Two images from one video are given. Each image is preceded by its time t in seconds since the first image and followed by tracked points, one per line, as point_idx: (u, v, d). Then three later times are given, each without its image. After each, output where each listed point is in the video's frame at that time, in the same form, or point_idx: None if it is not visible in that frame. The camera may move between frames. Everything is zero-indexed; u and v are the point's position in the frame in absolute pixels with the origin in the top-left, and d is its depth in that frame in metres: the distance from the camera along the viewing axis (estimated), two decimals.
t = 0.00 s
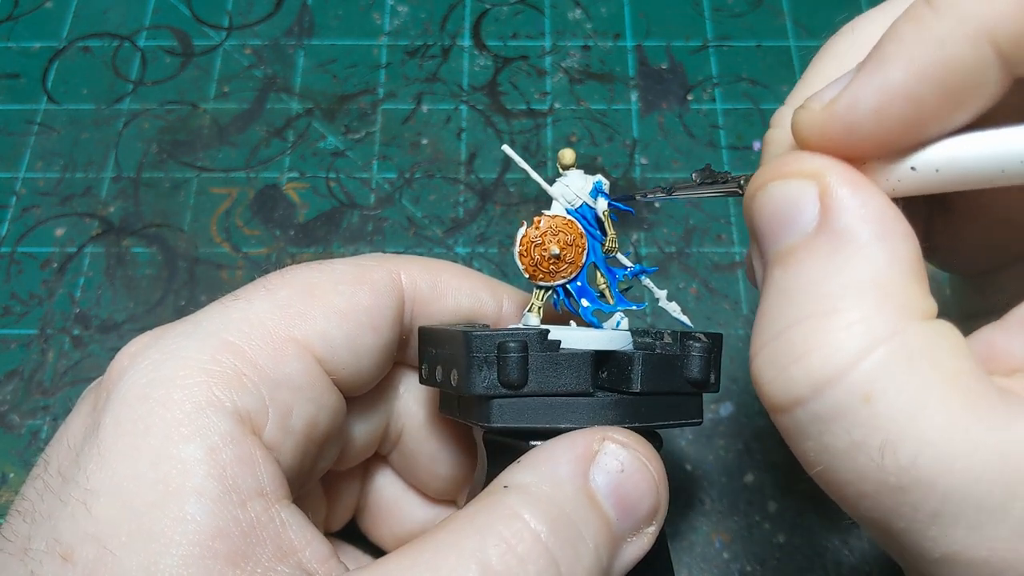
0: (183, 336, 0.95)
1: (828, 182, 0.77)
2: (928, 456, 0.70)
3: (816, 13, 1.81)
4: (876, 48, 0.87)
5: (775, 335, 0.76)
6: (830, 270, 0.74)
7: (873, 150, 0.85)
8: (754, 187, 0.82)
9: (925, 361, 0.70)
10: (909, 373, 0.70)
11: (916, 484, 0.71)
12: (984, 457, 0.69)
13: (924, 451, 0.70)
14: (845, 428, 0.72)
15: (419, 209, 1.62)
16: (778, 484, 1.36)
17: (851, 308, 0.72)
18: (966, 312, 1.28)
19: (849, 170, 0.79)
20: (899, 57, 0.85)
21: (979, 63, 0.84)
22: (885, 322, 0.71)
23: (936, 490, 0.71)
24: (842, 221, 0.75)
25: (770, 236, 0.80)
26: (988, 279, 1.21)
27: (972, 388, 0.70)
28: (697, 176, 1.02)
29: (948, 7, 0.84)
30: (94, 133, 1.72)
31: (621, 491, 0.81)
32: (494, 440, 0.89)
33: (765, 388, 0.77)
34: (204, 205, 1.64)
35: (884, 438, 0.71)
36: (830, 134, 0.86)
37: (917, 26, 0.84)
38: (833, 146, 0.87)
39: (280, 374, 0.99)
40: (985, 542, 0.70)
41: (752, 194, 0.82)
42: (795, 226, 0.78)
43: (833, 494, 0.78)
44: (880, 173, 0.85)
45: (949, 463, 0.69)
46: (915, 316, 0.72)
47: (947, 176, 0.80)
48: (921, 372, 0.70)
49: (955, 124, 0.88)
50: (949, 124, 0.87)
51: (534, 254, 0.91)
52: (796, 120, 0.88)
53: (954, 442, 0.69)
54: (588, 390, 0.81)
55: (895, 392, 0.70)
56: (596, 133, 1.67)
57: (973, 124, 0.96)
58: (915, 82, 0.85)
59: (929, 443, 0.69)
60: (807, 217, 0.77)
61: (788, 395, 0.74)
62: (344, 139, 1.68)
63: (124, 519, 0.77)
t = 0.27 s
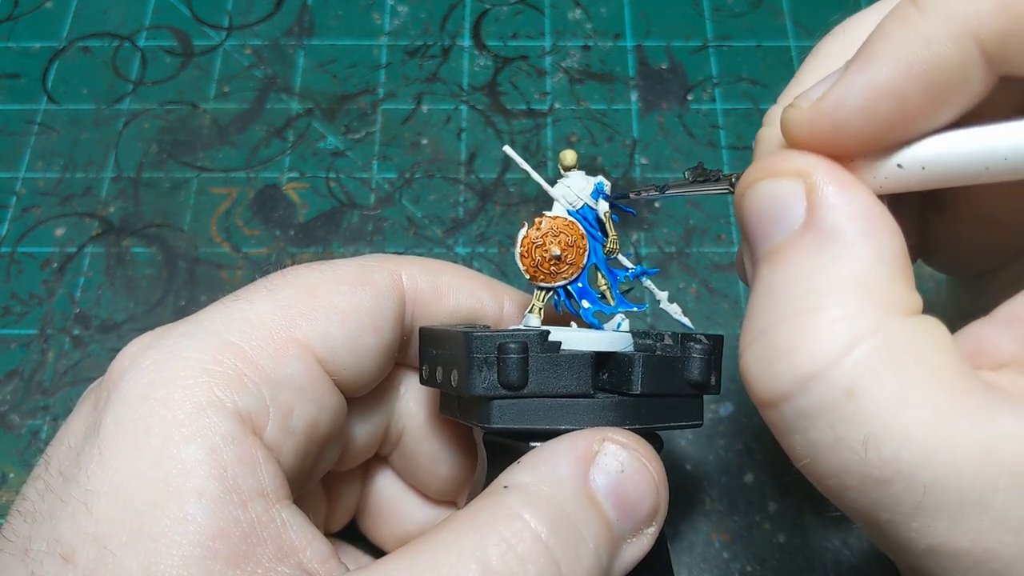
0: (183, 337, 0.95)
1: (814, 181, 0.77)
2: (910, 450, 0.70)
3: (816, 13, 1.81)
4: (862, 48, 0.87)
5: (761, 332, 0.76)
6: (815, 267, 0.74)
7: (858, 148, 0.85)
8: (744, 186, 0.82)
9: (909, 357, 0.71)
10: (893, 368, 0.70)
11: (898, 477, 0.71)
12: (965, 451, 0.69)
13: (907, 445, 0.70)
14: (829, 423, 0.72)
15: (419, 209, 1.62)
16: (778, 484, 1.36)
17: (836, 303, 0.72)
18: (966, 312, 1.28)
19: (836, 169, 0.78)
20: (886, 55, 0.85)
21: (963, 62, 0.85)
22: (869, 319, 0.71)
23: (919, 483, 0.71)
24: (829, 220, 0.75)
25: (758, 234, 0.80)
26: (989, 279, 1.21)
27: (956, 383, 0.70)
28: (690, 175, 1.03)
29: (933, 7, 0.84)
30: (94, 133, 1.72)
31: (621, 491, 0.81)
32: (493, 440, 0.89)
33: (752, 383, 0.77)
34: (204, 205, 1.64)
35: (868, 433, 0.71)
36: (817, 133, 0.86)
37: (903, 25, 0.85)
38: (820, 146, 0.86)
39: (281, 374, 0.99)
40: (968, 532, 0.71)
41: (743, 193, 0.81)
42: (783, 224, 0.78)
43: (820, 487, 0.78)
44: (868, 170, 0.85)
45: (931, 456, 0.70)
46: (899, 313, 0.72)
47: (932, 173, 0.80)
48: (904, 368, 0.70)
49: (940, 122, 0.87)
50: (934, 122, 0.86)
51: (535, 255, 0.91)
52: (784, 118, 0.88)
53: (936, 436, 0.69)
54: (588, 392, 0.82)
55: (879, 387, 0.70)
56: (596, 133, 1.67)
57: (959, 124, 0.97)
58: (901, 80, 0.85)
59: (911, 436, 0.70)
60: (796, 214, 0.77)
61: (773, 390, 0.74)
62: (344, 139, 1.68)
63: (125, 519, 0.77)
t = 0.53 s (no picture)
0: (182, 337, 0.95)
1: (814, 185, 0.77)
2: (911, 455, 0.70)
3: (816, 13, 1.81)
4: (860, 52, 0.88)
5: (760, 336, 0.76)
6: (814, 271, 0.74)
7: (858, 152, 0.85)
8: (742, 190, 0.82)
9: (910, 361, 0.70)
10: (894, 372, 0.70)
11: (900, 482, 0.72)
12: (966, 455, 0.69)
13: (909, 450, 0.70)
14: (830, 428, 0.72)
15: (419, 209, 1.61)
16: (778, 484, 1.36)
17: (835, 308, 0.72)
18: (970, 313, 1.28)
19: (838, 174, 0.79)
20: (883, 58, 0.86)
21: (964, 64, 0.86)
22: (870, 322, 0.71)
23: (920, 488, 0.71)
24: (830, 223, 0.75)
25: (759, 237, 0.80)
26: (993, 278, 1.20)
27: (958, 388, 0.70)
28: (690, 179, 1.03)
29: (933, 8, 0.85)
30: (94, 133, 1.72)
31: (620, 491, 0.80)
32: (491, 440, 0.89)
33: (753, 388, 0.77)
34: (204, 205, 1.64)
35: (870, 438, 0.71)
36: (817, 135, 0.86)
37: (901, 26, 0.86)
38: (818, 149, 0.87)
39: (280, 374, 0.99)
40: (971, 539, 0.71)
41: (742, 196, 0.82)
42: (780, 229, 0.78)
43: (819, 491, 0.79)
44: (869, 173, 0.84)
45: (934, 462, 0.70)
46: (900, 316, 0.72)
47: (933, 176, 0.79)
48: (905, 372, 0.70)
49: (941, 123, 0.87)
50: (933, 124, 0.87)
51: (534, 255, 0.91)
52: (784, 123, 0.88)
53: (938, 441, 0.69)
54: (587, 392, 0.82)
55: (881, 391, 0.70)
56: (596, 133, 1.67)
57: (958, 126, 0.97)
58: (899, 82, 0.85)
59: (912, 441, 0.70)
60: (796, 219, 0.77)
61: (774, 395, 0.74)
62: (344, 139, 1.68)
63: (124, 520, 0.76)
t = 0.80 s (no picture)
0: (182, 337, 0.95)
1: (817, 193, 0.77)
2: (915, 463, 0.70)
3: (817, 13, 1.81)
4: (860, 60, 0.87)
5: (764, 345, 0.76)
6: (817, 279, 0.74)
7: (860, 159, 0.85)
8: (744, 198, 0.83)
9: (914, 368, 0.70)
10: (898, 382, 0.70)
11: (906, 492, 0.71)
12: (971, 464, 0.69)
13: (913, 459, 0.70)
14: (836, 436, 0.72)
15: (419, 209, 1.61)
16: (778, 484, 1.36)
17: (838, 316, 0.72)
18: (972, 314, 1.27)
19: (841, 182, 0.79)
20: (884, 66, 0.85)
21: (965, 70, 0.85)
22: (874, 331, 0.71)
23: (926, 496, 0.71)
24: (834, 231, 0.75)
25: (761, 245, 0.80)
26: (993, 278, 1.20)
27: (964, 397, 0.70)
28: (691, 188, 1.03)
29: (935, 15, 0.84)
30: (94, 133, 1.72)
31: (621, 491, 0.80)
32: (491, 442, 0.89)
33: (757, 396, 0.77)
34: (204, 205, 1.64)
35: (876, 447, 0.71)
36: (818, 142, 0.85)
37: (903, 33, 0.85)
38: (820, 155, 0.86)
39: (280, 374, 0.99)
40: (977, 548, 0.71)
41: (745, 205, 0.82)
42: (783, 236, 0.78)
43: (825, 500, 0.78)
44: (872, 181, 0.85)
45: (938, 472, 0.69)
46: (904, 323, 0.72)
47: (937, 183, 0.80)
48: (910, 379, 0.70)
49: (945, 130, 0.87)
50: (936, 132, 0.86)
51: (536, 255, 0.91)
52: (785, 131, 0.88)
53: (943, 449, 0.69)
54: (588, 392, 0.82)
55: (885, 400, 0.70)
56: (596, 133, 1.67)
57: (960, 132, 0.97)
58: (901, 90, 0.85)
59: (916, 449, 0.70)
60: (797, 227, 0.77)
61: (780, 405, 0.74)
62: (344, 139, 1.68)
63: (125, 519, 0.76)
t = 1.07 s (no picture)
0: (186, 336, 0.95)
1: (845, 189, 0.77)
2: (934, 471, 0.70)
3: (817, 13, 1.81)
4: (890, 60, 0.85)
5: (785, 341, 0.76)
6: (843, 278, 0.74)
7: (891, 160, 0.84)
8: (769, 192, 0.83)
9: (936, 374, 0.70)
10: (922, 384, 0.70)
11: (922, 497, 0.71)
12: (991, 474, 0.69)
13: (933, 463, 0.70)
14: (854, 438, 0.72)
15: (419, 209, 1.61)
16: (778, 484, 1.36)
17: (862, 317, 0.72)
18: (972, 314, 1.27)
19: (869, 181, 0.79)
20: (915, 67, 0.83)
21: (995, 75, 0.82)
22: (899, 332, 0.71)
23: (942, 505, 0.71)
24: (861, 230, 0.75)
25: (784, 240, 0.80)
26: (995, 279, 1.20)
27: (986, 405, 0.70)
28: (717, 180, 1.08)
29: (968, 18, 0.81)
30: (94, 133, 1.72)
31: (649, 506, 0.81)
32: (506, 454, 0.88)
33: (774, 393, 0.76)
34: (204, 206, 1.64)
35: (893, 450, 0.71)
36: (845, 143, 0.84)
37: (934, 36, 0.82)
38: (846, 156, 0.85)
39: (283, 365, 0.99)
40: (988, 557, 0.71)
41: (768, 198, 0.82)
42: (806, 232, 0.78)
43: (836, 503, 0.78)
44: (901, 183, 0.85)
45: (956, 478, 0.70)
46: (929, 329, 0.72)
47: (965, 186, 0.81)
48: (932, 386, 0.70)
49: (974, 134, 0.85)
50: (965, 136, 0.84)
51: (544, 258, 0.91)
52: (812, 129, 0.86)
53: (960, 457, 0.69)
54: (612, 399, 0.83)
55: (905, 401, 0.70)
56: (596, 133, 1.67)
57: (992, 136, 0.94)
58: (930, 93, 0.82)
59: (936, 457, 0.70)
60: (824, 222, 0.77)
61: (795, 403, 0.74)
62: (344, 139, 1.68)
63: (139, 520, 0.77)
